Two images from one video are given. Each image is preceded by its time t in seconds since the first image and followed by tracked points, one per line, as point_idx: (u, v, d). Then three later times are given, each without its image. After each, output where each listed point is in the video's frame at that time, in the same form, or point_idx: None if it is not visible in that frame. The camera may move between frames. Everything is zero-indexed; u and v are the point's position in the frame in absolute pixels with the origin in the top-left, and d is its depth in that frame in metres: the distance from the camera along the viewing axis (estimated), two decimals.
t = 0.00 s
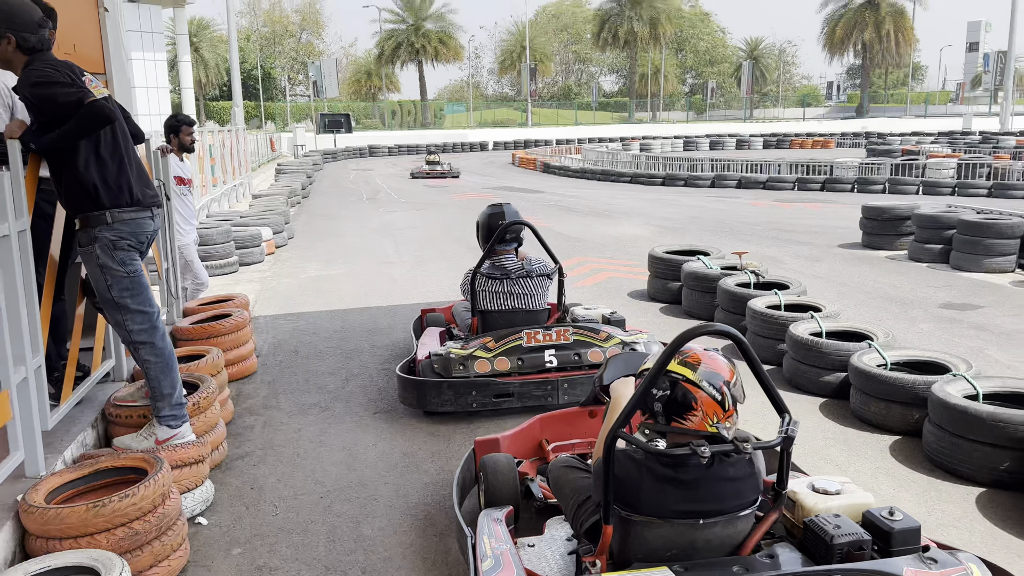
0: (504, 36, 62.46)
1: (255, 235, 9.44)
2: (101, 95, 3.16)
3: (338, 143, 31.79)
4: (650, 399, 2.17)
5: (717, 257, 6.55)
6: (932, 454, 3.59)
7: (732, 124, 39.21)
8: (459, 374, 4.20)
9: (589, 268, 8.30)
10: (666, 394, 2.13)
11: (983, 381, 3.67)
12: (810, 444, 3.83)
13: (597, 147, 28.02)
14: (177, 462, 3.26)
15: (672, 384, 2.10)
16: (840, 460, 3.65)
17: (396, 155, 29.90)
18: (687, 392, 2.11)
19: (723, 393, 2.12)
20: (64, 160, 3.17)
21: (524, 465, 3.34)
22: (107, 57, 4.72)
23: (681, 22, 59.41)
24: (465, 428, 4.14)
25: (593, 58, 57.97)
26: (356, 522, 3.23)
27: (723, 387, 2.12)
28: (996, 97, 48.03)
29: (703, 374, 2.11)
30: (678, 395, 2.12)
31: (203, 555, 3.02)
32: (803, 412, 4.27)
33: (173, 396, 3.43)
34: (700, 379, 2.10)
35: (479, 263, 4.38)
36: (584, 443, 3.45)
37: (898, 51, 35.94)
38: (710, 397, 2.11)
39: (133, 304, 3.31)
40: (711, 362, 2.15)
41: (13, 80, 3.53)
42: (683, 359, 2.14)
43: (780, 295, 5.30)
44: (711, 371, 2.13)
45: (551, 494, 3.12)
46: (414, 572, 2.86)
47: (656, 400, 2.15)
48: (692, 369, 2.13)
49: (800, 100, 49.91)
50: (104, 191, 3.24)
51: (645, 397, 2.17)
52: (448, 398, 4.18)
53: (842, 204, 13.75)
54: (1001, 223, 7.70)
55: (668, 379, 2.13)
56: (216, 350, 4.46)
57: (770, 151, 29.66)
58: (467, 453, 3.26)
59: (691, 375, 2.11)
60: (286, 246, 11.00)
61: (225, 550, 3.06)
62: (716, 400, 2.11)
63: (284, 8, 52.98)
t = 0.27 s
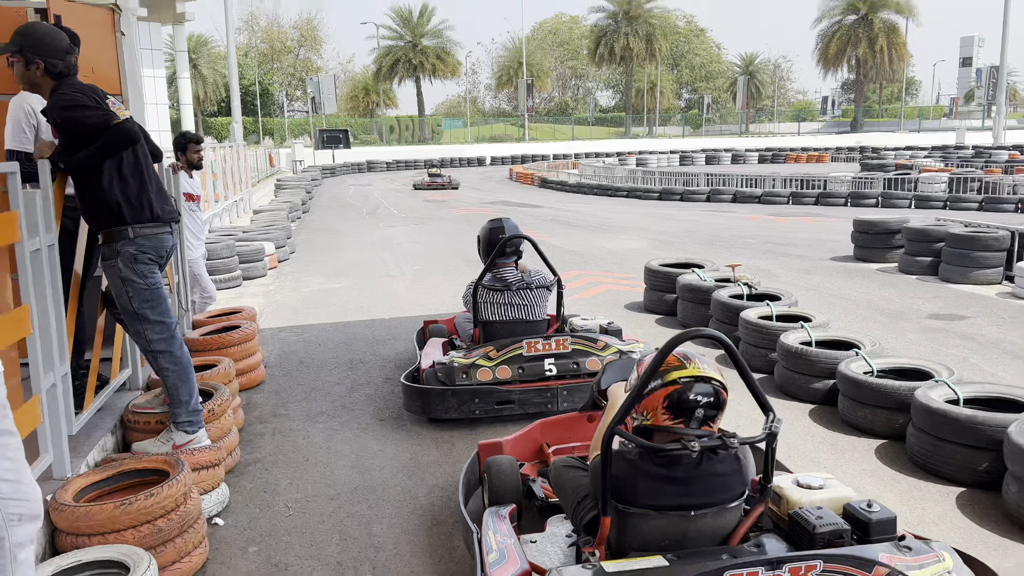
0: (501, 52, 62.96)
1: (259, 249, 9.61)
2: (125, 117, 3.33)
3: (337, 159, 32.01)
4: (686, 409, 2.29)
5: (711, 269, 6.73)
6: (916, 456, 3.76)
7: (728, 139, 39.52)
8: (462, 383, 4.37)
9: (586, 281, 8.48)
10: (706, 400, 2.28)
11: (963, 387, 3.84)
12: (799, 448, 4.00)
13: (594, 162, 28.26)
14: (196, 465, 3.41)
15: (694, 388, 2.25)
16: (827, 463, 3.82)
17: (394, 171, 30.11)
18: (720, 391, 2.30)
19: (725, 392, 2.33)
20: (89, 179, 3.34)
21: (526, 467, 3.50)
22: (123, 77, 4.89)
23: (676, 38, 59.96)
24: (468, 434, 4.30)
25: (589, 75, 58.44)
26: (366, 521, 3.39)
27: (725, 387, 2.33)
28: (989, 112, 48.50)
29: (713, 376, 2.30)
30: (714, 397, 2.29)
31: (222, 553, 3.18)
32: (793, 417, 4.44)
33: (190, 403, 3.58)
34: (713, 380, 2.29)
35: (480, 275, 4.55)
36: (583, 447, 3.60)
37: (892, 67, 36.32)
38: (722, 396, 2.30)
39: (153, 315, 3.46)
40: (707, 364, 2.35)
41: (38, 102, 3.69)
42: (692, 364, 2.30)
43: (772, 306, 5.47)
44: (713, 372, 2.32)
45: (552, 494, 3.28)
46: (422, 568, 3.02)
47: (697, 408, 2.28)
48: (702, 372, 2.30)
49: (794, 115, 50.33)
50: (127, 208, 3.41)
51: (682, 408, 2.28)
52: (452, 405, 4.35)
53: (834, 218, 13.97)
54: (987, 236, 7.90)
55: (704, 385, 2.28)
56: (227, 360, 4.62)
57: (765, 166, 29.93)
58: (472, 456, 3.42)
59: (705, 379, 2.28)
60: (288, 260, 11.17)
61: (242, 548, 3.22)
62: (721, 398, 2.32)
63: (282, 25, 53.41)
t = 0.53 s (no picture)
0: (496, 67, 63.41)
1: (262, 262, 9.79)
2: (151, 135, 3.53)
3: (333, 173, 32.21)
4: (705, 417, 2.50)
5: (704, 280, 6.94)
6: (899, 456, 3.96)
7: (722, 152, 39.85)
8: (467, 388, 4.55)
9: (584, 292, 8.68)
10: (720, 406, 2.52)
11: (945, 389, 4.03)
12: (789, 449, 4.20)
13: (590, 176, 28.52)
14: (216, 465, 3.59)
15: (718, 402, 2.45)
16: (815, 462, 4.02)
17: (391, 185, 30.32)
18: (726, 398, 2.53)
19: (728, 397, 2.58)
20: (117, 194, 3.52)
21: (530, 467, 3.68)
22: (140, 96, 5.09)
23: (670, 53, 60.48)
24: (472, 437, 4.48)
25: (584, 89, 58.95)
26: (378, 518, 3.56)
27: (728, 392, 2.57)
28: (980, 126, 49.01)
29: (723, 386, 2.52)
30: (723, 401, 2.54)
31: (242, 548, 3.35)
32: (784, 421, 4.64)
33: (209, 407, 3.76)
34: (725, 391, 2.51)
35: (483, 285, 4.75)
36: (584, 447, 3.79)
37: (883, 81, 36.75)
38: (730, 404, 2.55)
39: (175, 323, 3.64)
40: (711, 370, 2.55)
41: (66, 121, 3.88)
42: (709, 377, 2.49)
43: (763, 314, 5.68)
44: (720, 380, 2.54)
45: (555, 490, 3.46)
46: (433, 559, 3.20)
47: (715, 416, 2.50)
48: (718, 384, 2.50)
49: (788, 128, 50.77)
50: (152, 222, 3.59)
51: (704, 418, 2.49)
52: (457, 410, 4.53)
53: (827, 231, 14.21)
54: (974, 247, 8.13)
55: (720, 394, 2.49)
56: (240, 368, 4.79)
57: (759, 179, 30.25)
58: (479, 456, 3.60)
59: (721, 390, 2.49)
60: (290, 273, 11.35)
61: (261, 543, 3.39)
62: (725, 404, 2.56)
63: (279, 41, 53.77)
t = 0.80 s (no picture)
0: (494, 81, 63.76)
1: (265, 277, 9.95)
2: (166, 159, 3.70)
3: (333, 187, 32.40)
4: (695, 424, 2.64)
5: (699, 293, 7.10)
6: (884, 463, 4.11)
7: (719, 166, 40.08)
8: (467, 399, 4.70)
9: (581, 305, 8.84)
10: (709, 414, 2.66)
11: (928, 399, 4.18)
12: (778, 457, 4.35)
13: (588, 189, 28.72)
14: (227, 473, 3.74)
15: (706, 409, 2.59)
16: (804, 470, 4.17)
17: (390, 199, 30.50)
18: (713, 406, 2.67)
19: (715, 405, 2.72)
20: (135, 215, 3.69)
21: (529, 474, 3.83)
22: (151, 117, 5.28)
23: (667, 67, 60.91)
24: (473, 447, 4.63)
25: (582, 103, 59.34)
26: (382, 525, 3.71)
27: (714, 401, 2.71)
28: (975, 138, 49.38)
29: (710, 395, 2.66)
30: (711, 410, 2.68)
31: (252, 553, 3.49)
32: (774, 430, 4.79)
33: (220, 418, 3.91)
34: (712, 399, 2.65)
35: (483, 299, 4.92)
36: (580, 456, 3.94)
37: (879, 95, 37.06)
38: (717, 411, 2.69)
39: (187, 337, 3.79)
40: (698, 380, 2.69)
41: (83, 143, 4.04)
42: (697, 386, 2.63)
43: (755, 326, 5.84)
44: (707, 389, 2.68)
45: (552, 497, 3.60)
46: (436, 563, 3.34)
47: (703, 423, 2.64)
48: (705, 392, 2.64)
49: (784, 141, 51.02)
50: (167, 241, 3.76)
51: (694, 425, 2.63)
52: (457, 420, 4.68)
53: (822, 244, 14.40)
54: (963, 260, 8.31)
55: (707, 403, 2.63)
56: (247, 381, 4.94)
57: (756, 191, 30.49)
58: (479, 464, 3.75)
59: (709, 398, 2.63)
60: (292, 287, 11.50)
61: (270, 548, 3.53)
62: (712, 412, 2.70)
63: (278, 56, 54.10)
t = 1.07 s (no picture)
0: (495, 93, 64.08)
1: (266, 288, 10.08)
2: (173, 176, 3.85)
3: (334, 199, 32.57)
4: (661, 423, 2.71)
5: (692, 304, 7.23)
6: (868, 469, 4.22)
7: (718, 177, 40.25)
8: (463, 407, 4.82)
9: (578, 316, 8.96)
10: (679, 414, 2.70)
11: (911, 407, 4.29)
12: (765, 463, 4.46)
13: (587, 201, 28.87)
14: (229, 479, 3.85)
15: (668, 407, 2.66)
16: (789, 476, 4.29)
17: (391, 211, 30.67)
18: (687, 408, 2.72)
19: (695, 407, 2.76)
20: (141, 228, 3.82)
21: (521, 480, 3.94)
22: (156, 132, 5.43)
23: (667, 79, 61.24)
24: (468, 454, 4.75)
25: (582, 116, 59.65)
26: (378, 528, 3.82)
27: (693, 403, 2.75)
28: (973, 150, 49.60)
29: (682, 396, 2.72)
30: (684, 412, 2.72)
31: (253, 556, 3.60)
32: (763, 437, 4.90)
33: (222, 425, 4.03)
34: (683, 400, 2.71)
35: (478, 309, 5.04)
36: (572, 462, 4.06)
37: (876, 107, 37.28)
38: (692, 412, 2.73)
39: (191, 346, 3.92)
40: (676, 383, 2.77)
41: (91, 159, 4.19)
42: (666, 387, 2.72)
43: (746, 336, 5.96)
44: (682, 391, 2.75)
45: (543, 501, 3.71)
46: (430, 565, 3.45)
47: (672, 422, 2.69)
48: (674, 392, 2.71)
49: (783, 153, 51.21)
50: (173, 253, 3.89)
51: (662, 425, 2.70)
52: (453, 428, 4.80)
53: (817, 255, 14.52)
54: (953, 271, 8.43)
55: (677, 403, 2.69)
56: (248, 390, 5.06)
57: (754, 204, 30.64)
58: (473, 470, 3.87)
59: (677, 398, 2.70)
60: (292, 298, 11.63)
61: (270, 551, 3.64)
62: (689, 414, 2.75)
63: (280, 68, 54.44)
